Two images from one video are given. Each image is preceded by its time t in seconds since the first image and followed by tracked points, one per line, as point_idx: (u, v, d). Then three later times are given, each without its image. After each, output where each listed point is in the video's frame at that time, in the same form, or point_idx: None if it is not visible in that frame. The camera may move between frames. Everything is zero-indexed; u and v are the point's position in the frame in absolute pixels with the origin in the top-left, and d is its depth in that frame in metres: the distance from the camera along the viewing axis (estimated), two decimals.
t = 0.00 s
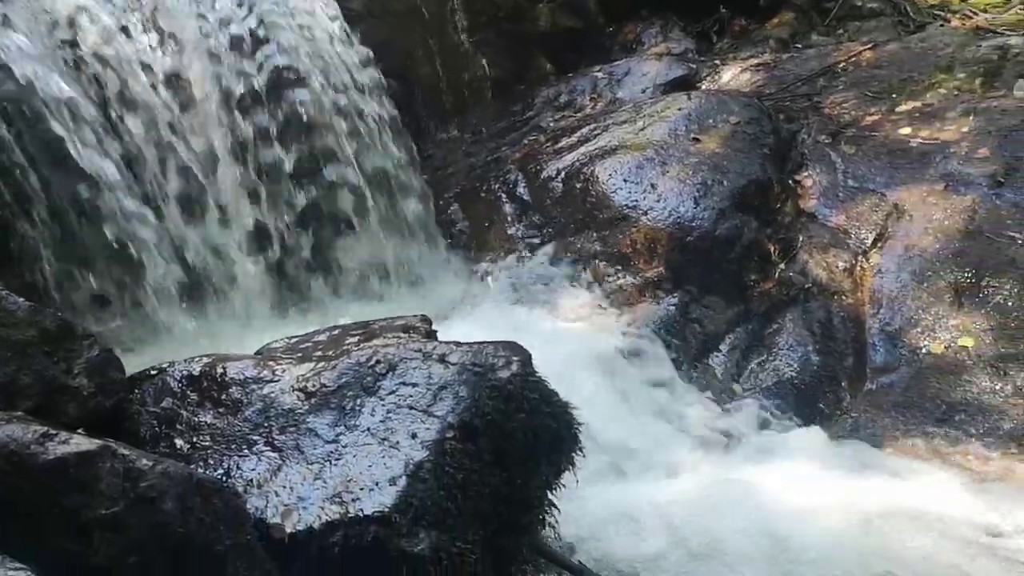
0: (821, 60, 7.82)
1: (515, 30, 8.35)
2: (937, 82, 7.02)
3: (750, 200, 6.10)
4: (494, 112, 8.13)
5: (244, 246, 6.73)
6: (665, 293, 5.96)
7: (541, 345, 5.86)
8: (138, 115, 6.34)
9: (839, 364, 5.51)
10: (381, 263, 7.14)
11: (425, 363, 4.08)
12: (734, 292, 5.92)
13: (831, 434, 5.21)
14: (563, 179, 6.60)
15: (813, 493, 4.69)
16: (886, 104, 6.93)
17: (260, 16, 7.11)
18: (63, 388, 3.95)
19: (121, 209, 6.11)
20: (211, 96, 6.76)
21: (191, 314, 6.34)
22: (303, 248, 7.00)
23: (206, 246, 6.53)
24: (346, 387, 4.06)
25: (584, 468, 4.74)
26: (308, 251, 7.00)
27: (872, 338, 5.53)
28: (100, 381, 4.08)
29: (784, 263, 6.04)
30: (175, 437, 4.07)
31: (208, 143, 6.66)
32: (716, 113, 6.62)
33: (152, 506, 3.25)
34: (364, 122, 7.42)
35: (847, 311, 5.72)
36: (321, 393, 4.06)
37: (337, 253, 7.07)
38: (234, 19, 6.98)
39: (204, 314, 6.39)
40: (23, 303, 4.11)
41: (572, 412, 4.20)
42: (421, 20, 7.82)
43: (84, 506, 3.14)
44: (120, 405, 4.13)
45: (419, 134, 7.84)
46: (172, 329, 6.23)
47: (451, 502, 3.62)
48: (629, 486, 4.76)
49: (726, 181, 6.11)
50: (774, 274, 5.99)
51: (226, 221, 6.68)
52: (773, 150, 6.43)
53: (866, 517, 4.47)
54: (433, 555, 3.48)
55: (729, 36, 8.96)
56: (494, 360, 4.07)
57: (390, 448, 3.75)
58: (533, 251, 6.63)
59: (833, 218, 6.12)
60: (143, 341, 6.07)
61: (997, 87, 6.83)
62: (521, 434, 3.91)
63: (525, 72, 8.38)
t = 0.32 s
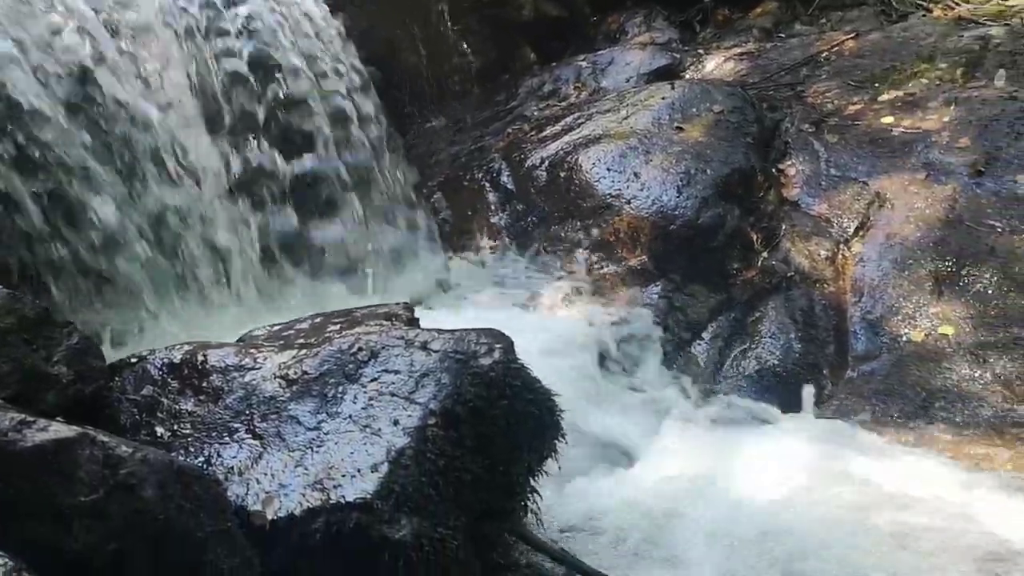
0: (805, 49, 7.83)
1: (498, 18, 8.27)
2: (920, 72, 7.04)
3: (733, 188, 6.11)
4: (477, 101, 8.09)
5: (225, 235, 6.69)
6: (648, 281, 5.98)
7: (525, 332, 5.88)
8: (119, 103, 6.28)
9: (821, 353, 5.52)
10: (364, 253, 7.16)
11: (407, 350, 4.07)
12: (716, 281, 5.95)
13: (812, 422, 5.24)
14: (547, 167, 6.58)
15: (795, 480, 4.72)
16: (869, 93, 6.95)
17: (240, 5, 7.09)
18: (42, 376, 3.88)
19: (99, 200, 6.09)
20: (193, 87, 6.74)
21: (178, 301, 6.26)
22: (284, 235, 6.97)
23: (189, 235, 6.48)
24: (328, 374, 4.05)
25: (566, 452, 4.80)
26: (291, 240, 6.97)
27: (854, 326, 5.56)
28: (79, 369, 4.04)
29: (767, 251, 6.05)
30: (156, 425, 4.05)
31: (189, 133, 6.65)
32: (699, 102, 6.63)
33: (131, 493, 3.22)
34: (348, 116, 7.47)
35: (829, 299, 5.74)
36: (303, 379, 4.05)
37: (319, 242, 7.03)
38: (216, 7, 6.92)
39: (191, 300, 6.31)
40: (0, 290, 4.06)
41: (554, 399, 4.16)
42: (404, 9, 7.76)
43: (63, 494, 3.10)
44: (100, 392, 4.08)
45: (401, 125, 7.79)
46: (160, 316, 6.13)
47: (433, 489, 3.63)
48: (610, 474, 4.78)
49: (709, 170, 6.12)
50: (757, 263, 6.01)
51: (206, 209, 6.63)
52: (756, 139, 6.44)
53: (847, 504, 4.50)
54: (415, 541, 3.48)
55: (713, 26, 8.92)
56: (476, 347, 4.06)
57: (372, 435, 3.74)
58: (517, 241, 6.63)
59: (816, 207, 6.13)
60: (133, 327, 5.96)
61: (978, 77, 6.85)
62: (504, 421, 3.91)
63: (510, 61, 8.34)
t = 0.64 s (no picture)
0: (785, 34, 7.84)
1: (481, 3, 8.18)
2: (899, 57, 7.07)
3: (714, 172, 6.12)
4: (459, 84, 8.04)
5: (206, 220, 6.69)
6: (629, 265, 6.01)
7: (507, 317, 5.96)
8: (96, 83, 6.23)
9: (800, 335, 5.57)
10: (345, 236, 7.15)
11: (387, 332, 4.06)
12: (698, 265, 5.95)
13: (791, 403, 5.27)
14: (529, 151, 6.57)
15: (773, 462, 4.76)
16: (849, 78, 6.98)
17: None
18: (19, 358, 3.84)
19: (83, 185, 6.02)
20: (172, 70, 6.68)
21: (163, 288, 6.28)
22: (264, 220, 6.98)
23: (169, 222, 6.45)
24: (307, 356, 4.04)
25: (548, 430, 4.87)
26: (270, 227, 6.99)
27: (832, 309, 5.59)
28: (56, 350, 4.01)
29: (748, 235, 6.06)
30: (134, 407, 4.03)
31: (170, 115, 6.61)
32: (680, 85, 6.63)
33: (108, 474, 3.20)
34: (330, 103, 7.45)
35: (809, 282, 5.77)
36: (282, 361, 4.04)
37: (299, 227, 7.06)
38: None
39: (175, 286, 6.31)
40: None
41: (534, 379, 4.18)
42: None
43: (40, 475, 3.05)
44: (77, 373, 4.08)
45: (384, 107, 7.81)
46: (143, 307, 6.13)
47: (412, 469, 3.63)
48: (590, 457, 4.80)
49: (690, 153, 6.13)
50: (738, 247, 6.02)
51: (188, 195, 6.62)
52: (737, 123, 6.45)
53: (824, 484, 4.54)
54: (395, 521, 3.49)
55: (695, 10, 8.84)
56: (456, 328, 4.06)
57: (351, 416, 3.74)
58: (498, 225, 6.62)
59: (796, 190, 6.15)
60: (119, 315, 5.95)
61: (957, 61, 6.88)
62: (483, 402, 3.91)
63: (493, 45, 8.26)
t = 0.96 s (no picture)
0: (765, 22, 7.87)
1: None
2: (876, 46, 7.11)
3: (693, 159, 6.13)
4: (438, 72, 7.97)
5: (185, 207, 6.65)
6: (608, 252, 6.03)
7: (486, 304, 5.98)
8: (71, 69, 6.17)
9: (777, 322, 5.60)
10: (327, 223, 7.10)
11: (365, 318, 4.06)
12: (675, 251, 5.98)
13: (765, 391, 5.33)
14: (508, 138, 6.56)
15: (749, 448, 4.79)
16: (827, 66, 7.02)
17: None
18: None
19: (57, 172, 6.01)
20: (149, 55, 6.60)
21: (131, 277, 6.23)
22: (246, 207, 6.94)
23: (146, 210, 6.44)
24: (284, 342, 4.03)
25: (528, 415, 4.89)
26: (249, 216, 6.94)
27: (809, 296, 5.63)
28: (30, 337, 3.95)
29: (726, 222, 6.09)
30: (110, 393, 3.99)
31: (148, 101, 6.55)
32: (659, 73, 6.64)
33: (84, 459, 3.19)
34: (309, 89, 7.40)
35: (787, 269, 5.81)
36: (259, 347, 4.03)
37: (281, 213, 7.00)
38: None
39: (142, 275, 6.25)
40: None
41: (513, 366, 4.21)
42: None
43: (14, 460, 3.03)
44: (51, 361, 4.06)
45: (364, 97, 7.68)
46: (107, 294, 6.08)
47: (390, 454, 3.63)
48: (569, 442, 4.82)
49: (669, 141, 6.14)
50: (716, 234, 6.04)
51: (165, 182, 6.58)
52: (716, 111, 6.46)
53: (799, 470, 4.57)
54: (372, 506, 3.49)
55: None
56: (434, 314, 4.07)
57: (329, 402, 3.74)
58: (478, 213, 6.62)
59: (774, 178, 6.18)
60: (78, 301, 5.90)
61: (934, 50, 6.92)
62: (461, 387, 3.92)
63: (471, 32, 8.24)
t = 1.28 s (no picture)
0: (749, 12, 7.88)
1: None
2: (859, 37, 7.13)
3: (677, 150, 6.14)
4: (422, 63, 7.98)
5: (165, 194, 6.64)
6: (593, 242, 6.04)
7: (471, 296, 5.98)
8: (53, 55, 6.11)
9: (760, 312, 5.62)
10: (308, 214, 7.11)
11: (348, 306, 4.05)
12: (659, 241, 6.00)
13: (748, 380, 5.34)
14: (492, 128, 6.56)
15: (732, 435, 4.81)
16: (811, 57, 7.05)
17: None
18: None
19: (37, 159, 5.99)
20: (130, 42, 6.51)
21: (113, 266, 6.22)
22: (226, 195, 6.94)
23: (127, 197, 6.42)
24: (267, 330, 4.01)
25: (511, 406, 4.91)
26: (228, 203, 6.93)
27: (793, 285, 5.66)
28: (9, 325, 3.93)
29: (710, 212, 6.11)
30: (91, 382, 3.97)
31: (129, 88, 6.52)
32: (644, 63, 6.64)
33: (64, 447, 3.16)
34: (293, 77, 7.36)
35: (770, 259, 5.83)
36: (241, 336, 4.01)
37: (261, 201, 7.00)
38: None
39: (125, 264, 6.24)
40: None
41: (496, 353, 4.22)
42: None
43: None
44: (31, 350, 4.03)
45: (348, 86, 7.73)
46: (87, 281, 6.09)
47: (373, 443, 3.63)
48: (552, 432, 4.83)
49: (653, 131, 6.15)
50: (700, 223, 6.06)
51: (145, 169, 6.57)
52: (700, 101, 6.47)
53: (782, 458, 4.59)
54: (355, 494, 3.49)
55: None
56: (416, 303, 4.07)
57: (311, 390, 3.73)
58: (462, 202, 6.62)
59: (758, 168, 6.21)
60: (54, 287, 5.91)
61: (916, 41, 6.95)
62: (444, 375, 3.93)
63: (457, 23, 8.25)
